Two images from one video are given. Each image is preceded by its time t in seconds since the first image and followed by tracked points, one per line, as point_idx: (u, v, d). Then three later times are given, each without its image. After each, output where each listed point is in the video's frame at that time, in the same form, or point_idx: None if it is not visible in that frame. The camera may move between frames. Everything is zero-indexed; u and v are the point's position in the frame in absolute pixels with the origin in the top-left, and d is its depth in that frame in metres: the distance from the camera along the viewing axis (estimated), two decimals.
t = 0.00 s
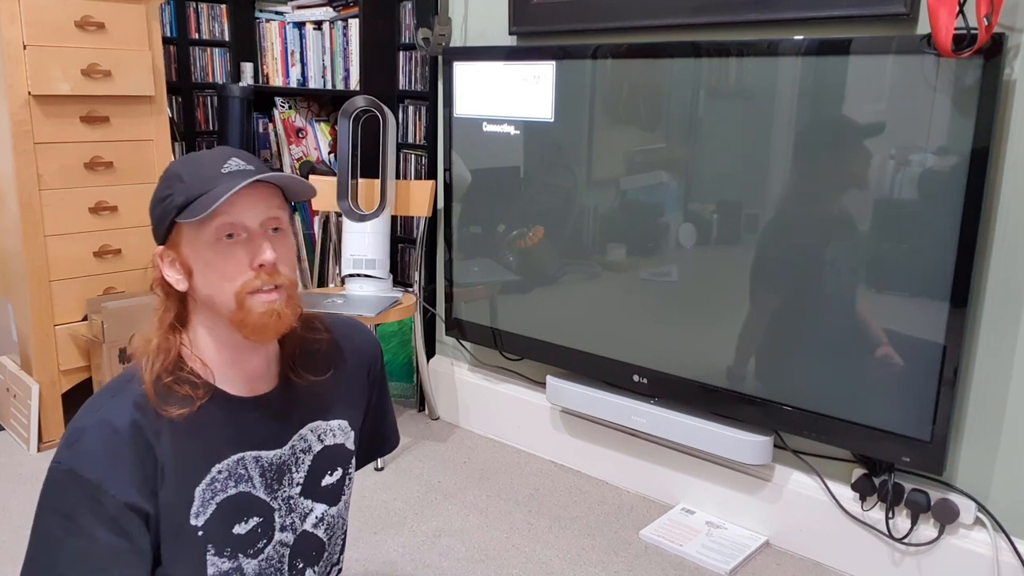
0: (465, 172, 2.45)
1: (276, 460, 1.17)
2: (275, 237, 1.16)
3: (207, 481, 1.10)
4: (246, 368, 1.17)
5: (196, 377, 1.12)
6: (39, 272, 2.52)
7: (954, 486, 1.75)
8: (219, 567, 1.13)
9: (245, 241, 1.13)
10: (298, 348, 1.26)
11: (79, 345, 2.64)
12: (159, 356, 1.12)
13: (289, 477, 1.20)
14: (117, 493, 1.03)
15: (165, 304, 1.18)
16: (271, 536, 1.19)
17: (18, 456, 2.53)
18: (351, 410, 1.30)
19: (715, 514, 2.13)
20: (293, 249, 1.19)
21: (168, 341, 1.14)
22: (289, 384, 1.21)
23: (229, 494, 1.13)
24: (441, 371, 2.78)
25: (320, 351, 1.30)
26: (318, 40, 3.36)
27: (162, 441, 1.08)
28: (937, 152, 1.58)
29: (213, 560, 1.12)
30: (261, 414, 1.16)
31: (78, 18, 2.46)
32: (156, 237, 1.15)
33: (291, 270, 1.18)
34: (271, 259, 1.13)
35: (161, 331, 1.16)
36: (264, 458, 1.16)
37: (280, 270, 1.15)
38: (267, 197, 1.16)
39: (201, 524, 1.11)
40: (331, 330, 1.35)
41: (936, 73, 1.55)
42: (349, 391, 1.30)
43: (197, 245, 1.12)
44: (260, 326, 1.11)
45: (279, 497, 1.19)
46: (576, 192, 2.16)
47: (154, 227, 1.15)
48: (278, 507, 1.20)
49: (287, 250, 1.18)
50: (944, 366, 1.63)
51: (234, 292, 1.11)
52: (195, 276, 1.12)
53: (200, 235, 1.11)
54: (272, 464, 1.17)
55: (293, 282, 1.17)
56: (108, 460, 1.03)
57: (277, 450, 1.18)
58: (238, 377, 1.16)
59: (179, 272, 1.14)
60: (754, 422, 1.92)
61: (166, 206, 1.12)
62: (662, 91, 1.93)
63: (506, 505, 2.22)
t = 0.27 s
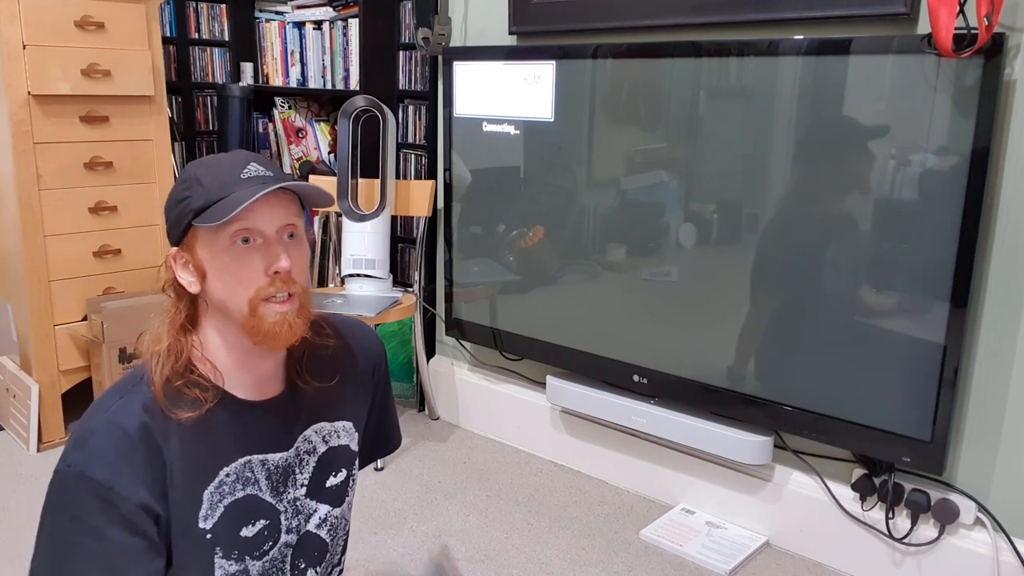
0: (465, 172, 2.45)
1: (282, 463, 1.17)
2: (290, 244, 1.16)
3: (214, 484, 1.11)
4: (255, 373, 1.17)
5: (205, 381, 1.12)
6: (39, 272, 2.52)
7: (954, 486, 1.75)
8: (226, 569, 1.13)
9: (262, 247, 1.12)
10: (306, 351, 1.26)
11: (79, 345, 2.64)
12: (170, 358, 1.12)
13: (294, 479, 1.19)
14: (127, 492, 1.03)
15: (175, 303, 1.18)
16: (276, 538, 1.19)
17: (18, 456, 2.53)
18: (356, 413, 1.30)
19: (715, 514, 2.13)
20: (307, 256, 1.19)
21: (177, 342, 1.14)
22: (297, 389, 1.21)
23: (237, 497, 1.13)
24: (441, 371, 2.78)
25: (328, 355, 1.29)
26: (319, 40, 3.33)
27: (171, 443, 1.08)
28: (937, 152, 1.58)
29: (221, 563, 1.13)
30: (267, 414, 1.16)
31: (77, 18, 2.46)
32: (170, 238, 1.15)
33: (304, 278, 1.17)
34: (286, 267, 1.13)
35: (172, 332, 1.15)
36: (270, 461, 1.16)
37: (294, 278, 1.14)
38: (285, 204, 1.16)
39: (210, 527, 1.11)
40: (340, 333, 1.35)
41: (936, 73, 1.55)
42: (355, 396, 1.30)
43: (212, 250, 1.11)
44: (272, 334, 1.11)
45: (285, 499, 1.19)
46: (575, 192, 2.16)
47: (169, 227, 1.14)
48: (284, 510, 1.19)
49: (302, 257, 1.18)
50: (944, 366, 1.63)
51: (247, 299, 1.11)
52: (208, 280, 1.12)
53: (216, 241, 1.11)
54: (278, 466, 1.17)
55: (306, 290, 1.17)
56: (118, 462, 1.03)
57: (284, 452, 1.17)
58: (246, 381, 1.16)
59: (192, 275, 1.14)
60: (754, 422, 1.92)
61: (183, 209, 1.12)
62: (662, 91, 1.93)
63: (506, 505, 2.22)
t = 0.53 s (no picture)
0: (465, 172, 2.44)
1: (281, 464, 1.17)
2: (290, 245, 1.16)
3: (215, 483, 1.11)
4: (255, 374, 1.16)
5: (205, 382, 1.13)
6: (39, 272, 2.52)
7: (954, 486, 1.75)
8: (232, 566, 1.14)
9: (260, 249, 1.12)
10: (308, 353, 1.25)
11: (79, 345, 2.64)
12: (170, 359, 1.13)
13: (294, 480, 1.18)
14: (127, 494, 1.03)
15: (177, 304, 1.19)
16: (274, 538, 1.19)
17: (18, 456, 2.53)
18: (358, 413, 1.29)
19: (715, 514, 2.12)
20: (308, 258, 1.19)
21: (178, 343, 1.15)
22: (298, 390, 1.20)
23: (236, 497, 1.13)
24: (441, 371, 2.78)
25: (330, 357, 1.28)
26: (318, 40, 3.34)
27: (171, 441, 1.08)
28: (937, 152, 1.57)
29: (227, 559, 1.13)
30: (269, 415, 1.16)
31: (77, 18, 2.46)
32: (170, 239, 1.15)
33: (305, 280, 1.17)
34: (285, 270, 1.13)
35: (173, 332, 1.16)
36: (270, 462, 1.15)
37: (294, 280, 1.14)
38: (285, 206, 1.15)
39: (217, 524, 1.12)
40: (343, 335, 1.34)
41: (936, 73, 1.55)
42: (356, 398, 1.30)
43: (211, 251, 1.12)
44: (271, 336, 1.11)
45: (283, 501, 1.18)
46: (576, 192, 2.16)
47: (169, 227, 1.15)
48: (283, 511, 1.19)
49: (302, 259, 1.17)
50: (944, 366, 1.63)
51: (246, 300, 1.11)
52: (207, 282, 1.13)
53: (214, 242, 1.11)
54: (278, 468, 1.16)
55: (306, 292, 1.16)
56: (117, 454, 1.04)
57: (283, 453, 1.17)
58: (247, 383, 1.15)
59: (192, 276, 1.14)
60: (755, 422, 1.92)
61: (183, 209, 1.12)
62: (662, 91, 1.93)
63: (506, 505, 2.22)
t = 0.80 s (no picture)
0: (465, 172, 2.44)
1: (287, 463, 1.17)
2: (295, 245, 1.16)
3: (219, 483, 1.10)
4: (260, 373, 1.16)
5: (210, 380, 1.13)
6: (39, 272, 2.52)
7: (954, 486, 1.75)
8: (230, 568, 1.13)
9: (265, 249, 1.12)
10: (311, 352, 1.25)
11: (79, 345, 2.64)
12: (175, 357, 1.12)
13: (299, 479, 1.19)
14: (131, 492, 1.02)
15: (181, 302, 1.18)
16: (279, 538, 1.19)
17: (18, 456, 2.53)
18: (361, 413, 1.30)
19: (714, 514, 2.13)
20: (313, 258, 1.19)
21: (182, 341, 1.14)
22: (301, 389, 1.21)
23: (241, 496, 1.13)
24: (441, 371, 2.78)
25: (332, 357, 1.28)
26: (319, 41, 3.33)
27: (177, 438, 1.07)
28: (937, 152, 1.57)
29: (226, 561, 1.12)
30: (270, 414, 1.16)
31: (77, 18, 2.46)
32: (174, 237, 1.15)
33: (310, 280, 1.17)
34: (289, 270, 1.13)
35: (177, 331, 1.16)
36: (276, 461, 1.16)
37: (299, 280, 1.14)
38: (290, 205, 1.15)
39: (215, 526, 1.11)
40: (344, 334, 1.34)
41: (936, 73, 1.55)
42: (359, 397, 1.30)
43: (216, 251, 1.11)
44: (276, 336, 1.11)
45: (288, 500, 1.19)
46: (576, 192, 2.16)
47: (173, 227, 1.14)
48: (288, 511, 1.19)
49: (307, 259, 1.17)
50: (944, 366, 1.63)
51: (251, 300, 1.11)
52: (213, 281, 1.12)
53: (220, 242, 1.11)
54: (284, 467, 1.17)
55: (311, 292, 1.16)
56: (123, 454, 1.03)
57: (289, 453, 1.17)
58: (251, 382, 1.16)
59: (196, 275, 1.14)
60: (755, 422, 1.92)
61: (188, 209, 1.12)
62: (662, 91, 1.93)
63: (506, 505, 2.22)
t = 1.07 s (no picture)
0: (465, 172, 2.45)
1: (288, 469, 1.17)
2: (301, 248, 1.16)
3: (218, 491, 1.11)
4: (265, 379, 1.16)
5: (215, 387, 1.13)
6: (40, 272, 2.52)
7: (954, 485, 1.76)
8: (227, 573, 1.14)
9: (273, 253, 1.12)
10: (315, 356, 1.26)
11: (80, 345, 2.65)
12: (178, 365, 1.12)
13: (300, 485, 1.20)
14: (126, 500, 1.03)
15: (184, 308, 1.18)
16: (279, 543, 1.20)
17: (19, 456, 2.54)
18: (365, 415, 1.30)
19: (715, 514, 2.13)
20: (318, 262, 1.19)
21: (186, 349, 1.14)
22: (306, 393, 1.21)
23: (240, 503, 1.13)
24: (441, 371, 2.78)
25: (337, 361, 1.28)
26: (319, 40, 3.34)
27: (175, 450, 1.08)
28: (936, 152, 1.58)
29: (222, 568, 1.14)
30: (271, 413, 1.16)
31: (79, 18, 2.47)
32: (177, 244, 1.14)
33: (316, 283, 1.18)
34: (297, 274, 1.13)
35: (180, 338, 1.15)
36: (276, 468, 1.16)
37: (306, 284, 1.15)
38: (296, 209, 1.16)
39: (212, 533, 1.11)
40: (347, 337, 1.34)
41: (935, 73, 1.55)
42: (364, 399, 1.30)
43: (222, 257, 1.11)
44: (284, 340, 1.12)
45: (289, 505, 1.20)
46: (576, 192, 2.16)
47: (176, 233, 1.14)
48: (288, 516, 1.20)
49: (312, 263, 1.18)
50: (943, 366, 1.63)
51: (259, 305, 1.11)
52: (218, 287, 1.12)
53: (225, 248, 1.11)
54: (285, 473, 1.17)
55: (318, 295, 1.17)
56: (120, 467, 1.03)
57: (290, 459, 1.17)
58: (256, 388, 1.16)
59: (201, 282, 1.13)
60: (754, 422, 1.92)
61: (192, 215, 1.11)
62: (662, 91, 1.94)
63: (506, 505, 2.23)
